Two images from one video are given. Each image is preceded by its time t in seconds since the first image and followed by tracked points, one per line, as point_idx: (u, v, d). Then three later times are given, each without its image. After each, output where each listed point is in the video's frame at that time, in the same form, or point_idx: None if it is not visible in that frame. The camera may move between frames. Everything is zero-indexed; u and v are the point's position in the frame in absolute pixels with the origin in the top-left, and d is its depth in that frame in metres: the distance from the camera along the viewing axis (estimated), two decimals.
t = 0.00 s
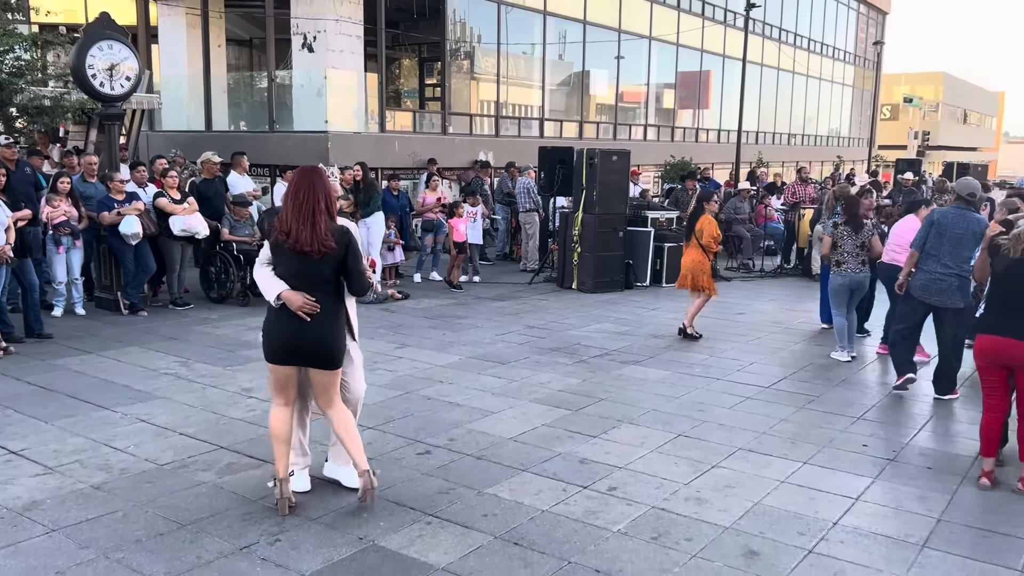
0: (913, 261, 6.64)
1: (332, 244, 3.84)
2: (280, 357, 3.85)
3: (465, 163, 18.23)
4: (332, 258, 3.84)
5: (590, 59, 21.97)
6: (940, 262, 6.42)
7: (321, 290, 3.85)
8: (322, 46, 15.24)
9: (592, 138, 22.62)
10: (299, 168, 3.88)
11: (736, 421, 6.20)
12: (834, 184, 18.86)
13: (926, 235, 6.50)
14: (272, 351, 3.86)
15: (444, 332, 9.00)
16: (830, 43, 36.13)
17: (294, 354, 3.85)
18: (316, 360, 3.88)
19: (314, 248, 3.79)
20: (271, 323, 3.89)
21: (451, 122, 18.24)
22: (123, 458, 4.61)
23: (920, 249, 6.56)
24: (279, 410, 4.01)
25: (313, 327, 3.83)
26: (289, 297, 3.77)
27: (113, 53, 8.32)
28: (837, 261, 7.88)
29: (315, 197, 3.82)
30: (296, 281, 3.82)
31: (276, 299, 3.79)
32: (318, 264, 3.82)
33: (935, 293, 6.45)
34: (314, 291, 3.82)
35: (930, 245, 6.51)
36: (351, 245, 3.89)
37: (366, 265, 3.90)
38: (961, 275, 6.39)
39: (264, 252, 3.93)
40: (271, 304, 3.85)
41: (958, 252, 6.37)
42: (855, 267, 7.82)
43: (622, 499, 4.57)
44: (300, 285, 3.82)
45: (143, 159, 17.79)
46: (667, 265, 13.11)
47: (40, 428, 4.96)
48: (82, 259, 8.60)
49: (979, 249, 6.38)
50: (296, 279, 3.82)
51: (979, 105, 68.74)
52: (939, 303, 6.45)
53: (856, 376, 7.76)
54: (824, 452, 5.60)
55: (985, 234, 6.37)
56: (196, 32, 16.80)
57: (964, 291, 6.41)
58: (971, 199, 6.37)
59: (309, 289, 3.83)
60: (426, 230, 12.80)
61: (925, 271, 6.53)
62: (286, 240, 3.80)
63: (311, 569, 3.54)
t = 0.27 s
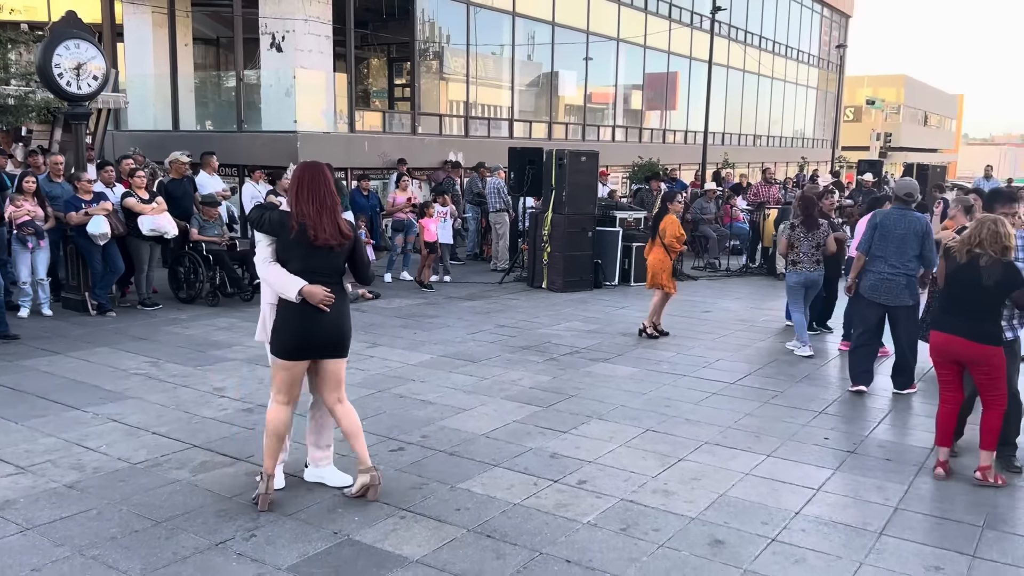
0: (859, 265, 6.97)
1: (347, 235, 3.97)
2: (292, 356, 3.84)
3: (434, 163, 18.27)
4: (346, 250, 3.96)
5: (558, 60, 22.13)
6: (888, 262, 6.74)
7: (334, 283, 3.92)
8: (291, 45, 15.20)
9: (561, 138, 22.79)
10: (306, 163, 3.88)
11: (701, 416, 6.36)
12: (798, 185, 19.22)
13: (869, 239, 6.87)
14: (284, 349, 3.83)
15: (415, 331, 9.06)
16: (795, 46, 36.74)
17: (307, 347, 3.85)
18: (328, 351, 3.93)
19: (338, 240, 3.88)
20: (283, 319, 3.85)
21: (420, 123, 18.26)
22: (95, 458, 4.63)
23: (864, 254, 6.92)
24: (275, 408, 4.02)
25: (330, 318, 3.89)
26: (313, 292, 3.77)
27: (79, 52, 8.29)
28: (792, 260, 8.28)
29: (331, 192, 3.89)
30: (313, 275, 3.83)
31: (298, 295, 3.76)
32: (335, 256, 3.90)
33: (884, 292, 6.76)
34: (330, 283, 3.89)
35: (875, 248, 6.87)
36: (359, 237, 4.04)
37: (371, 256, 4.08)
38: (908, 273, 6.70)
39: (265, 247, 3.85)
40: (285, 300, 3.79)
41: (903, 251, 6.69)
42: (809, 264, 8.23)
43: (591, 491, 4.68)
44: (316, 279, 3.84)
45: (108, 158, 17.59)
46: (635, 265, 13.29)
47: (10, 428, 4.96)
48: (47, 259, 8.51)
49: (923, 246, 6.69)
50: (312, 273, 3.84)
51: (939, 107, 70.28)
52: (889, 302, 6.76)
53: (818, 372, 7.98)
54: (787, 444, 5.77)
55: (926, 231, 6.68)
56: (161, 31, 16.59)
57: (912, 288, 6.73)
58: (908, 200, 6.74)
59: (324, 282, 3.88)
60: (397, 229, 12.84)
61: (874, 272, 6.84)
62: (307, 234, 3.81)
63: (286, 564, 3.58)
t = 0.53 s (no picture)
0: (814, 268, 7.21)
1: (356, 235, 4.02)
2: (317, 360, 3.86)
3: (408, 162, 18.30)
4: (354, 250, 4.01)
5: (530, 60, 22.27)
6: (846, 262, 6.98)
7: (345, 286, 3.94)
8: (263, 44, 15.09)
9: (533, 138, 22.94)
10: (313, 165, 3.88)
11: (675, 410, 6.52)
12: (767, 185, 19.54)
13: (825, 241, 7.11)
14: (309, 354, 3.84)
15: (392, 329, 9.12)
16: (762, 48, 37.30)
17: (328, 349, 3.87)
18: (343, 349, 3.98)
19: (352, 241, 3.93)
20: (302, 327, 3.84)
21: (393, 122, 18.29)
22: (78, 456, 4.67)
23: (819, 255, 7.16)
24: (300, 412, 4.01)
25: (347, 320, 3.93)
26: (333, 299, 3.78)
27: (52, 51, 8.35)
28: (753, 257, 8.61)
29: (339, 194, 3.92)
30: (328, 279, 3.85)
31: (319, 303, 3.76)
32: (347, 257, 3.94)
33: (845, 291, 6.97)
34: (343, 286, 3.92)
35: (830, 250, 7.11)
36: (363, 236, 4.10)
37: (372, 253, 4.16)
38: (866, 271, 6.97)
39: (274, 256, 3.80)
40: (305, 308, 3.77)
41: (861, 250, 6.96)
42: (769, 262, 8.56)
43: (571, 483, 4.80)
44: (331, 283, 3.86)
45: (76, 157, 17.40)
46: (608, 264, 13.46)
47: None
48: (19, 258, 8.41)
49: (875, 244, 7.04)
50: (327, 278, 3.85)
51: (903, 109, 71.68)
52: (849, 301, 6.98)
53: (788, 367, 8.18)
54: (759, 437, 5.93)
55: (876, 229, 7.06)
56: (131, 28, 16.37)
57: (869, 286, 7.01)
58: (858, 202, 7.05)
59: (338, 285, 3.90)
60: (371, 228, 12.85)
61: (833, 272, 7.06)
62: (323, 237, 3.83)
63: (275, 555, 3.64)
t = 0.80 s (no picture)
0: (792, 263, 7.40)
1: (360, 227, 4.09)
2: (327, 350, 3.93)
3: (395, 161, 18.34)
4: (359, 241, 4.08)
5: (516, 60, 22.37)
6: (828, 257, 7.13)
7: (348, 275, 4.00)
8: (250, 42, 15.10)
9: (519, 138, 23.04)
10: (318, 157, 3.95)
11: (664, 403, 6.63)
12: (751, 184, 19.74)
13: (807, 238, 7.25)
14: (321, 343, 3.91)
15: (384, 326, 9.18)
16: (745, 49, 37.61)
17: (337, 337, 3.94)
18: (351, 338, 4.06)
19: (356, 231, 4.00)
20: (310, 316, 3.90)
21: (380, 121, 18.32)
22: (77, 449, 4.71)
23: (801, 251, 7.30)
24: (322, 405, 4.05)
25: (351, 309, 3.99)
26: (338, 286, 3.83)
27: (42, 48, 8.35)
28: (725, 251, 8.88)
29: (342, 185, 3.99)
30: (333, 269, 3.92)
31: (323, 290, 3.81)
32: (351, 248, 4.01)
33: (828, 287, 7.12)
34: (345, 276, 3.99)
35: (812, 246, 7.24)
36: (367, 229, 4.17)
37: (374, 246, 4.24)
38: (847, 266, 7.13)
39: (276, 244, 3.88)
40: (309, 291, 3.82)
41: (841, 246, 7.12)
42: (740, 256, 8.81)
43: (565, 474, 4.89)
44: (334, 272, 3.92)
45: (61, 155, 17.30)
46: (595, 261, 13.58)
47: None
48: (7, 255, 8.41)
49: (857, 239, 7.23)
50: (331, 267, 3.92)
51: (883, 110, 72.46)
52: (830, 295, 7.13)
53: (774, 363, 8.32)
54: (747, 429, 6.05)
55: (856, 225, 7.25)
56: (115, 26, 16.31)
57: (851, 280, 7.16)
58: (837, 199, 7.22)
59: (342, 276, 3.97)
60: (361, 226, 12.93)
61: (815, 267, 7.20)
62: (328, 225, 3.90)
63: (278, 544, 3.71)
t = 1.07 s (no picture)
0: (785, 265, 7.52)
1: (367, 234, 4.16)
2: (316, 355, 3.99)
3: (389, 160, 18.40)
4: (367, 249, 4.15)
5: (510, 60, 22.45)
6: (822, 258, 7.24)
7: (356, 283, 4.08)
8: (246, 42, 15.14)
9: (512, 137, 23.11)
10: (323, 165, 4.02)
11: (661, 400, 6.73)
12: (744, 184, 19.86)
13: (798, 241, 7.35)
14: (314, 347, 3.98)
15: (381, 324, 9.25)
16: (738, 49, 37.77)
17: (334, 346, 4.00)
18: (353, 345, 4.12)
19: (363, 239, 4.07)
20: (316, 325, 3.98)
21: (375, 120, 18.37)
22: (84, 444, 4.77)
23: (794, 254, 7.40)
24: (303, 408, 4.13)
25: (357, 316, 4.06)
26: (344, 295, 3.92)
27: (42, 47, 8.45)
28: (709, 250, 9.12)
29: (347, 193, 4.05)
30: (340, 278, 4.00)
31: (329, 299, 3.90)
32: (359, 256, 4.08)
33: (822, 288, 7.22)
34: (352, 284, 4.06)
35: (804, 249, 7.35)
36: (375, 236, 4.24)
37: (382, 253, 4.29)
38: (840, 266, 7.23)
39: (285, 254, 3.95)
40: (315, 302, 3.91)
41: (833, 246, 7.23)
42: (723, 256, 9.04)
43: (564, 469, 4.97)
44: (341, 281, 4.00)
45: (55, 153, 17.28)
46: (590, 260, 13.67)
47: None
48: (7, 253, 8.46)
49: (847, 238, 7.30)
50: (339, 276, 3.99)
51: (874, 110, 72.83)
52: (826, 296, 7.23)
53: (768, 361, 8.43)
54: (742, 425, 6.15)
55: (846, 224, 7.31)
56: (111, 24, 16.32)
57: (845, 280, 7.27)
58: (825, 200, 7.33)
59: (350, 284, 4.04)
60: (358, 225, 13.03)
61: (809, 268, 7.31)
62: (335, 235, 3.97)
63: (286, 535, 3.79)
